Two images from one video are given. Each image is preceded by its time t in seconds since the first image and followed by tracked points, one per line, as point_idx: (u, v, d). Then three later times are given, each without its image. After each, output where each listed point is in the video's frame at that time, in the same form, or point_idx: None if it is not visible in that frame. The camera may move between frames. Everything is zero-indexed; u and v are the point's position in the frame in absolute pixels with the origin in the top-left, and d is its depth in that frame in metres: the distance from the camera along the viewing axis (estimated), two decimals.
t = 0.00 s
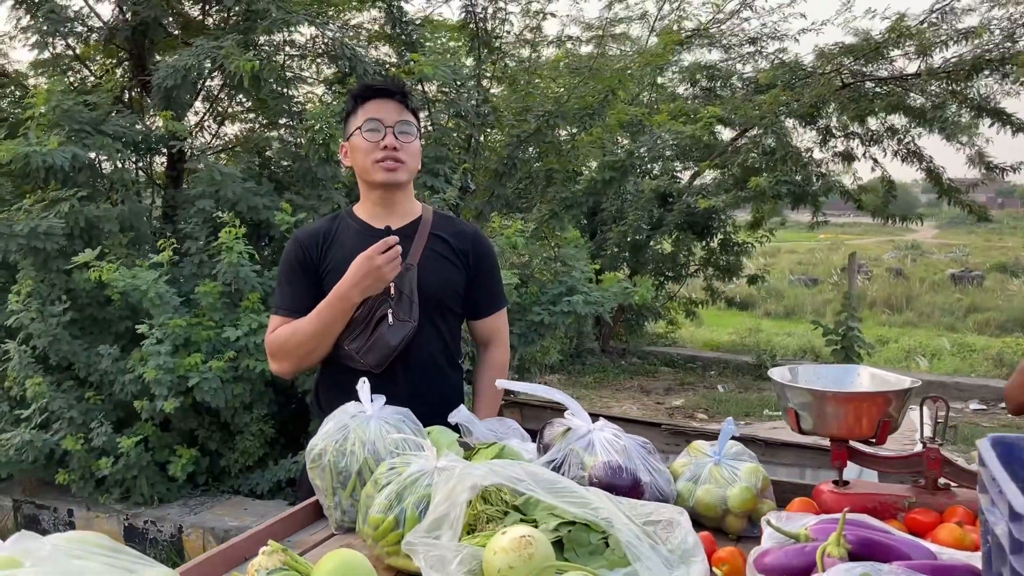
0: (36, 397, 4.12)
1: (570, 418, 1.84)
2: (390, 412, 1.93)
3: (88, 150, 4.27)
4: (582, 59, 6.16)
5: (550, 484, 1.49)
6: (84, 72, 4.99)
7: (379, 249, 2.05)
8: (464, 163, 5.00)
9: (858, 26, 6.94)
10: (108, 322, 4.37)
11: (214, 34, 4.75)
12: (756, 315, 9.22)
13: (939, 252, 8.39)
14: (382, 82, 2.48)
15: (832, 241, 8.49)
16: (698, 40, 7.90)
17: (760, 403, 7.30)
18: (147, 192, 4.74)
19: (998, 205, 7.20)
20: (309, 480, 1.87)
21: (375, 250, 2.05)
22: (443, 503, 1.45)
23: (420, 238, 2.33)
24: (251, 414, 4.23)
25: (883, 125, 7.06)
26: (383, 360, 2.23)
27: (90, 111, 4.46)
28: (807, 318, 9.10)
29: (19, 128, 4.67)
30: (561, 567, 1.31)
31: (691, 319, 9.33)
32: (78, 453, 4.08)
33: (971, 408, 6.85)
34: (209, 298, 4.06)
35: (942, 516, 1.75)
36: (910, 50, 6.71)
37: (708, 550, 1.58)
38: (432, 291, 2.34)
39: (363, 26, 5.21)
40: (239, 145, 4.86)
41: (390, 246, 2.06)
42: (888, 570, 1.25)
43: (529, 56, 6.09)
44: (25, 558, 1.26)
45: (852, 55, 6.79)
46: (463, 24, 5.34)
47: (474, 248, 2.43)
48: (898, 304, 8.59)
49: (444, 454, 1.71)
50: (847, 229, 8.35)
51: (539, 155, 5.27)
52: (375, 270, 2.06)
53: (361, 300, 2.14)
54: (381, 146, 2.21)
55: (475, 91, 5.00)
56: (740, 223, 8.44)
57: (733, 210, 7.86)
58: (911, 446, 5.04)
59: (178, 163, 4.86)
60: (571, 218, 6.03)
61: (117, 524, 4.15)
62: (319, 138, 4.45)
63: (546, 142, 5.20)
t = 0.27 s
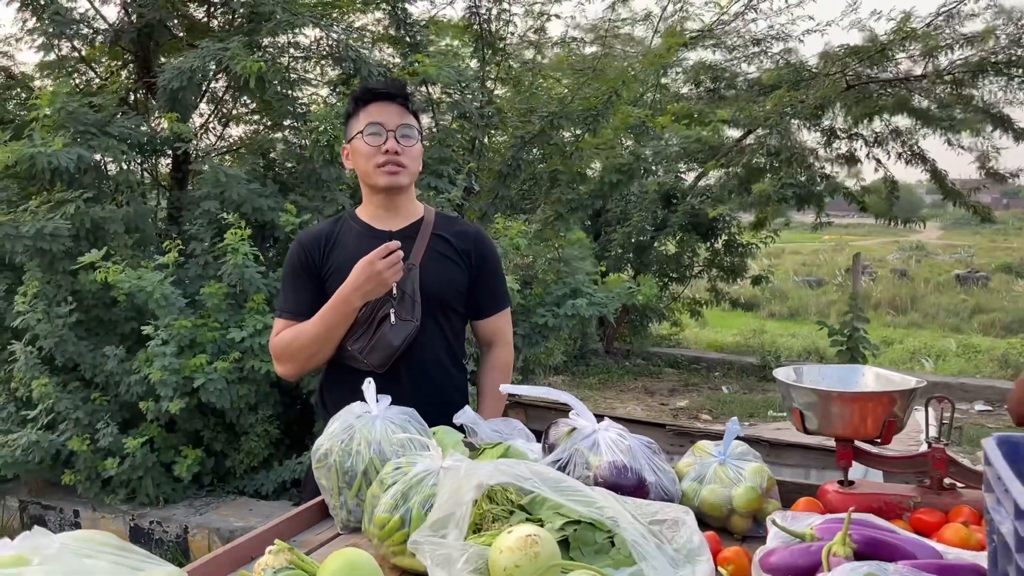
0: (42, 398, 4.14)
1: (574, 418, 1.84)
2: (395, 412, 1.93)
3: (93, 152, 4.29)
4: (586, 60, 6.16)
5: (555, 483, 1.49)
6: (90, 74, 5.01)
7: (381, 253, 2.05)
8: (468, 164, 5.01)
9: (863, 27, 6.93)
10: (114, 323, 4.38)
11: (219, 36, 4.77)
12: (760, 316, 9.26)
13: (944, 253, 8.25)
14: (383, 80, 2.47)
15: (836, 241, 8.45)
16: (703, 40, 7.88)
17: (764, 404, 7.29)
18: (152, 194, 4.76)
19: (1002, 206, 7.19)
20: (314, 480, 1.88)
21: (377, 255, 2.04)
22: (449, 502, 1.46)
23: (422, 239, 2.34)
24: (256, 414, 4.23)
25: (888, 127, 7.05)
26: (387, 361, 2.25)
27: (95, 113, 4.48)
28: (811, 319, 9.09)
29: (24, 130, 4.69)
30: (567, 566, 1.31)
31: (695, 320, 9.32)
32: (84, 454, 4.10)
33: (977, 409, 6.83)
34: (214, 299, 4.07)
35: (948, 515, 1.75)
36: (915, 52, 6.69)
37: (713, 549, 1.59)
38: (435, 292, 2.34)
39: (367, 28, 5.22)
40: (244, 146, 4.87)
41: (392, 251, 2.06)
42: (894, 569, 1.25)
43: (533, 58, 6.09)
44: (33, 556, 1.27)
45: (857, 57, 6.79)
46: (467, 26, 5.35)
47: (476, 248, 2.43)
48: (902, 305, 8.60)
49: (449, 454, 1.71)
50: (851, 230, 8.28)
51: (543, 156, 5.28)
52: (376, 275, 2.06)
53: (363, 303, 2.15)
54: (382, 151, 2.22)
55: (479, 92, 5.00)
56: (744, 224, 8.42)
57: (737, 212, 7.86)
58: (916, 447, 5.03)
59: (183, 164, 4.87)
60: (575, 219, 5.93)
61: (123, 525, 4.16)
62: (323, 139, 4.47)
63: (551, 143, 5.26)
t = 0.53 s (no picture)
0: (43, 398, 4.14)
1: (575, 418, 1.84)
2: (396, 412, 1.93)
3: (94, 153, 4.29)
4: (588, 60, 6.15)
5: (556, 483, 1.49)
6: (91, 75, 5.01)
7: (387, 255, 2.05)
8: (469, 164, 5.01)
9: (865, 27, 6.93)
10: (115, 323, 4.39)
11: (220, 36, 4.77)
12: (762, 316, 9.18)
13: (947, 253, 8.35)
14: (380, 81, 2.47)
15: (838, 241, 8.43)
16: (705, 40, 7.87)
17: (766, 404, 7.28)
18: (154, 194, 4.76)
19: (1004, 206, 7.17)
20: (315, 480, 1.88)
21: (382, 256, 2.04)
22: (450, 502, 1.45)
23: (423, 239, 2.34)
24: (257, 415, 4.23)
25: (890, 126, 7.04)
26: (388, 360, 2.25)
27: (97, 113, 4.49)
28: (813, 319, 9.08)
29: (25, 131, 4.69)
30: (567, 566, 1.30)
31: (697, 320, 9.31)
32: (85, 454, 4.10)
33: (979, 409, 6.82)
34: (215, 299, 4.07)
35: (950, 515, 1.74)
36: (917, 52, 6.71)
37: (715, 549, 1.58)
38: (436, 292, 2.34)
39: (369, 28, 5.22)
40: (245, 147, 4.87)
41: (398, 252, 2.06)
42: (896, 569, 1.25)
43: (535, 58, 6.09)
44: (33, 556, 1.27)
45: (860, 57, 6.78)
46: (469, 26, 5.35)
47: (476, 248, 2.43)
48: (904, 305, 8.52)
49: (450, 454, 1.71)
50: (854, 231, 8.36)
51: (544, 156, 5.27)
52: (382, 276, 2.06)
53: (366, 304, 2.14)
54: (396, 155, 2.22)
55: (481, 92, 5.00)
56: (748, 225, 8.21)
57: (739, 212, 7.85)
58: (918, 447, 5.03)
59: (185, 165, 4.87)
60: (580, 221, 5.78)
61: (124, 525, 4.16)
62: (324, 139, 4.48)
63: (553, 143, 5.27)
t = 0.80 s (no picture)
0: (43, 398, 4.14)
1: (575, 418, 1.83)
2: (395, 412, 1.93)
3: (94, 152, 4.29)
4: (588, 59, 6.15)
5: (556, 483, 1.49)
6: (91, 74, 5.01)
7: (391, 256, 2.04)
8: (469, 164, 5.00)
9: (865, 27, 6.93)
10: (115, 323, 4.38)
11: (219, 36, 4.77)
12: (763, 316, 9.24)
13: (947, 253, 8.36)
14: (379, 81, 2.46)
15: (839, 241, 8.43)
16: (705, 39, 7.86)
17: (766, 404, 7.27)
18: (153, 194, 4.75)
19: (1004, 206, 7.16)
20: (315, 480, 1.87)
21: (386, 257, 2.04)
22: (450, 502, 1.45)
23: (423, 239, 2.33)
24: (257, 415, 4.23)
25: (890, 125, 7.04)
26: (390, 360, 2.24)
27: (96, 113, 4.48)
28: (813, 318, 9.09)
29: (24, 130, 4.69)
30: (567, 566, 1.30)
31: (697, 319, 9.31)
32: (84, 454, 4.10)
33: (980, 409, 6.81)
34: (215, 299, 4.07)
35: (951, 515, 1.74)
36: (918, 51, 6.71)
37: (715, 549, 1.58)
38: (436, 291, 2.34)
39: (368, 27, 5.22)
40: (245, 146, 4.87)
41: (403, 254, 2.06)
42: (897, 569, 1.24)
43: (535, 57, 6.09)
44: (31, 556, 1.27)
45: (860, 57, 6.78)
46: (468, 25, 5.35)
47: (475, 247, 2.43)
48: (905, 304, 8.53)
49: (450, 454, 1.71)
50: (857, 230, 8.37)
51: (544, 156, 5.26)
52: (386, 277, 2.05)
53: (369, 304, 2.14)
54: (402, 158, 2.22)
55: (481, 92, 5.00)
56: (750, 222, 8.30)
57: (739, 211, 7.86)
58: (918, 447, 5.02)
59: (185, 165, 4.86)
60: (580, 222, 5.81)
61: (124, 525, 4.16)
62: (324, 139, 4.48)
63: (553, 142, 5.23)
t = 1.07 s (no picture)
0: (40, 398, 4.13)
1: (574, 417, 1.83)
2: (393, 412, 1.92)
3: (91, 151, 4.27)
4: (587, 58, 6.14)
5: (553, 484, 1.47)
6: (88, 73, 5.00)
7: (393, 255, 2.04)
8: (468, 163, 5.00)
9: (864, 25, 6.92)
10: (113, 322, 4.37)
11: (217, 34, 4.76)
12: (762, 315, 9.22)
13: (947, 252, 8.40)
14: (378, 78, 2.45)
15: (838, 240, 8.42)
16: (704, 37, 7.86)
17: (766, 403, 7.27)
18: (151, 193, 4.74)
19: (1004, 205, 7.12)
20: (312, 480, 1.86)
21: (389, 256, 2.03)
22: (447, 503, 1.44)
23: (422, 238, 2.33)
24: (255, 414, 4.22)
25: (889, 123, 7.02)
26: (390, 359, 2.23)
27: (94, 111, 4.47)
28: (812, 318, 9.12)
29: (21, 129, 4.68)
30: (565, 567, 1.29)
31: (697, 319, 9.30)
32: (82, 454, 4.08)
33: (979, 408, 6.80)
34: (212, 298, 4.06)
35: (950, 515, 1.73)
36: (917, 49, 6.71)
37: (714, 550, 1.57)
38: (434, 290, 2.33)
39: (367, 26, 5.20)
40: (243, 145, 4.86)
41: (405, 253, 2.05)
42: (897, 571, 1.23)
43: (534, 56, 6.08)
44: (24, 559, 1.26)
45: (859, 56, 6.76)
46: (467, 24, 5.35)
47: (473, 246, 2.43)
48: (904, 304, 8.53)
49: (448, 454, 1.70)
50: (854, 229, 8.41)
51: (543, 155, 5.27)
52: (388, 275, 2.04)
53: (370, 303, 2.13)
54: (403, 160, 2.22)
55: (479, 91, 4.99)
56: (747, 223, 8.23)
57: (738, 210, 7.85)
58: (918, 447, 5.02)
59: (183, 163, 4.84)
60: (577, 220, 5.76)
61: (122, 525, 4.14)
62: (323, 137, 4.47)
63: (552, 142, 5.21)
